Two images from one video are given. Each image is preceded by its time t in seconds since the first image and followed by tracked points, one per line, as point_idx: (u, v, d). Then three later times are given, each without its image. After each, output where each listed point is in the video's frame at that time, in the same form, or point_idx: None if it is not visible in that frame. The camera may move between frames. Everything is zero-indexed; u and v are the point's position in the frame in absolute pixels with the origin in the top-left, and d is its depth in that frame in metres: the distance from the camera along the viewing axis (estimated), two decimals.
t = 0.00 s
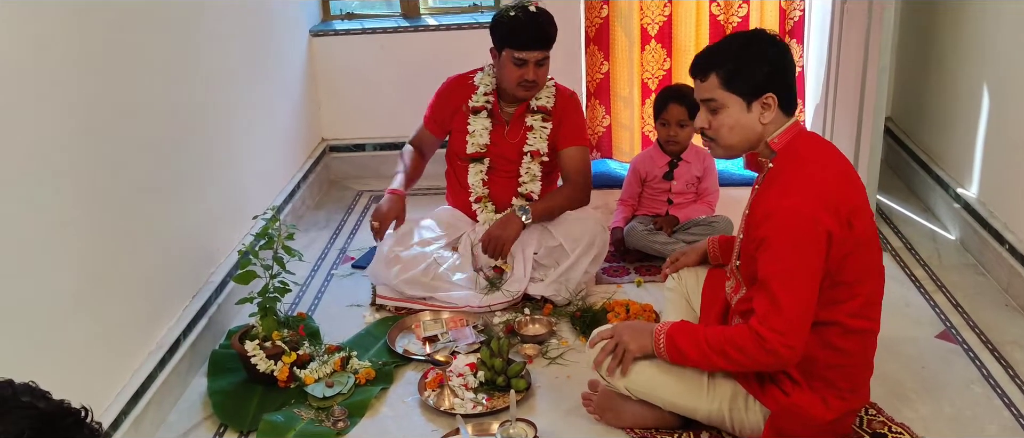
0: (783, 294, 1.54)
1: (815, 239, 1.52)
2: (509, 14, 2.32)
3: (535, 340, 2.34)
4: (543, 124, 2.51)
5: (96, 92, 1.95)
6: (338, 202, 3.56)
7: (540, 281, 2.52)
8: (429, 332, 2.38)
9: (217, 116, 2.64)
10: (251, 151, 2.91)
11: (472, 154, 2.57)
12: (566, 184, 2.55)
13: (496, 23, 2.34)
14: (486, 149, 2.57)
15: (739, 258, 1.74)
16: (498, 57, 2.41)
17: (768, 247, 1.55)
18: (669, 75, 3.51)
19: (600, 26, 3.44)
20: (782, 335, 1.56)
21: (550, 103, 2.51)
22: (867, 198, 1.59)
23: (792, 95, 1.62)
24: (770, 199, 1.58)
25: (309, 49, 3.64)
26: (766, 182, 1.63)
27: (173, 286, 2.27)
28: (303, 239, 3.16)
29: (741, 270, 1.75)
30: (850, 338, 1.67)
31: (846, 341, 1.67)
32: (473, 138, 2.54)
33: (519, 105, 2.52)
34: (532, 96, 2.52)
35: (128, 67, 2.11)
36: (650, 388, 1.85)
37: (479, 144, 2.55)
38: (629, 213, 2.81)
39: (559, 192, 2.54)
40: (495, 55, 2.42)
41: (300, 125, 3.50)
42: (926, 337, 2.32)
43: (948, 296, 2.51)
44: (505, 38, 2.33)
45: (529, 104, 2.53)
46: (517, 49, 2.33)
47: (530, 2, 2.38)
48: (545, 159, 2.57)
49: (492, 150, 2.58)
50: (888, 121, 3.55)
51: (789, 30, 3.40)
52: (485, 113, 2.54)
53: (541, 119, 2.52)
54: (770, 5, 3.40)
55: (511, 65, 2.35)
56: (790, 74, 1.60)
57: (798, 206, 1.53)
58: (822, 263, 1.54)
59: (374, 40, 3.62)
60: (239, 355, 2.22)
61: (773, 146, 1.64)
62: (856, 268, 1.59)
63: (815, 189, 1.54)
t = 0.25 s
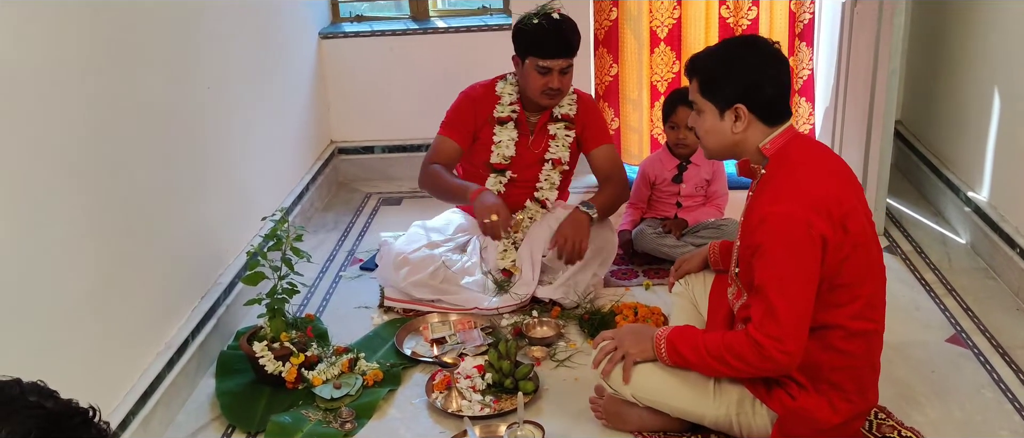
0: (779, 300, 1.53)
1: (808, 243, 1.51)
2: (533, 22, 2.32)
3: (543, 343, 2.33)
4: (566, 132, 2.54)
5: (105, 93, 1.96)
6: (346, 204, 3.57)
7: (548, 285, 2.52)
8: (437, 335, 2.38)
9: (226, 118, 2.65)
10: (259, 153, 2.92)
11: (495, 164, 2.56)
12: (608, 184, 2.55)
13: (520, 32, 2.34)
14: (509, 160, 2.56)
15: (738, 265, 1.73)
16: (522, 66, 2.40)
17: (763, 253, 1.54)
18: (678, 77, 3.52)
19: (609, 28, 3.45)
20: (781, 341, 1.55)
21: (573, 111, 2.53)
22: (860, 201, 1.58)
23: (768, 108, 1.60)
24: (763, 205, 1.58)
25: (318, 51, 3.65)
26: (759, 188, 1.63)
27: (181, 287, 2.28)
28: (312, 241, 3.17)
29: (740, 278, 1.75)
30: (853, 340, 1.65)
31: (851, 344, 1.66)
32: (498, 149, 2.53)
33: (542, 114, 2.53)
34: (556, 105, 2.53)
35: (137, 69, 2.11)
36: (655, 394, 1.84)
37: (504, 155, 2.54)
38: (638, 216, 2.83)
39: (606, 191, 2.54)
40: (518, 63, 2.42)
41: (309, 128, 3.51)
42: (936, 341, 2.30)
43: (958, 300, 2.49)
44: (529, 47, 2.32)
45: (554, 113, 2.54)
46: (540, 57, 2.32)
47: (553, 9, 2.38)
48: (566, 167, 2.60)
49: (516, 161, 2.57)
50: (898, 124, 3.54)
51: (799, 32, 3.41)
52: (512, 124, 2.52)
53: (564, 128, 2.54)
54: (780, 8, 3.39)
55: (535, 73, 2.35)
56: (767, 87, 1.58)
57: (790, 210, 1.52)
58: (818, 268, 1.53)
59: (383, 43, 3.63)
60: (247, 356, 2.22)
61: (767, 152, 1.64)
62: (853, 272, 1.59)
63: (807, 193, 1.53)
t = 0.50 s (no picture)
0: (774, 308, 1.53)
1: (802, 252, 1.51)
2: (568, 43, 2.28)
3: (551, 347, 2.34)
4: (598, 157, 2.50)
5: (114, 97, 1.97)
6: (355, 208, 3.58)
7: (557, 292, 2.50)
8: (445, 339, 2.38)
9: (235, 122, 2.66)
10: (267, 157, 2.93)
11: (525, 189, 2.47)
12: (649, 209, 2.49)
13: (555, 51, 2.30)
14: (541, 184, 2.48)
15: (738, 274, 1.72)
16: (555, 86, 2.36)
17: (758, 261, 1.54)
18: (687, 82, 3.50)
19: (617, 33, 3.45)
20: (779, 350, 1.55)
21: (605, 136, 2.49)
22: (859, 207, 1.57)
23: (754, 120, 1.60)
24: (757, 213, 1.58)
25: (328, 55, 3.66)
26: (756, 196, 1.63)
27: (190, 291, 2.29)
28: (320, 244, 3.17)
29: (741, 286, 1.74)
30: (857, 346, 1.65)
31: (855, 349, 1.65)
32: (531, 174, 2.44)
33: (575, 138, 2.46)
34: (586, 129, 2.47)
35: (146, 73, 2.12)
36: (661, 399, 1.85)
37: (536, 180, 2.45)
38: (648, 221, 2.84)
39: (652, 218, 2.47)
40: (551, 84, 2.38)
41: (318, 132, 3.52)
42: (945, 347, 2.29)
43: (968, 306, 2.47)
44: (564, 69, 2.28)
45: (585, 137, 2.48)
46: (575, 78, 2.28)
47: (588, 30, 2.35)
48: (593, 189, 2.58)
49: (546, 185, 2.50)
50: (908, 129, 3.54)
51: (808, 37, 3.39)
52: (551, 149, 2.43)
53: (596, 152, 2.50)
54: (789, 13, 3.38)
55: (569, 94, 2.30)
56: (756, 99, 1.58)
57: (784, 219, 1.52)
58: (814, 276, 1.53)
59: (392, 47, 3.64)
60: (255, 360, 2.23)
61: (761, 159, 1.65)
62: (852, 277, 1.58)
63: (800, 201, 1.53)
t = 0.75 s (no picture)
0: (746, 311, 1.61)
1: (782, 270, 1.56)
2: (603, 66, 2.31)
3: (557, 353, 2.34)
4: (622, 184, 2.51)
5: (121, 102, 1.97)
6: (362, 213, 3.58)
7: (562, 299, 2.53)
8: (451, 344, 2.40)
9: (243, 127, 2.67)
10: (274, 162, 2.94)
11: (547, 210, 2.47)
12: (680, 228, 2.53)
13: (590, 75, 2.32)
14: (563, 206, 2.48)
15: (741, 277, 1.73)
16: (586, 109, 2.37)
17: (746, 269, 1.60)
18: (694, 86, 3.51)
19: (625, 38, 3.49)
20: (739, 349, 1.66)
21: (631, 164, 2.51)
22: (860, 219, 1.57)
23: (763, 127, 1.60)
24: (752, 218, 1.61)
25: (335, 61, 3.67)
26: (762, 199, 1.65)
27: (196, 295, 2.29)
28: (326, 249, 3.18)
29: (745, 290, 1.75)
30: (863, 355, 1.65)
31: (858, 358, 1.65)
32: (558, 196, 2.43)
33: (604, 163, 2.47)
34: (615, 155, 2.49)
35: (154, 79, 2.13)
36: (667, 409, 1.85)
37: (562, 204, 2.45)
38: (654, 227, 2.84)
39: (681, 236, 2.52)
40: (582, 106, 2.39)
41: (325, 137, 3.53)
42: (953, 354, 2.27)
43: (976, 313, 2.46)
44: (599, 90, 2.29)
45: (612, 163, 2.50)
46: (607, 101, 2.30)
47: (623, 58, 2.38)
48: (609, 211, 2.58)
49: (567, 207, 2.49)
50: (915, 135, 3.53)
51: (815, 43, 3.38)
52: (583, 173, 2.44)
53: (621, 180, 2.51)
54: (796, 19, 3.38)
55: (600, 117, 2.32)
56: (767, 102, 1.58)
57: (772, 235, 1.56)
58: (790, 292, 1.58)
59: (399, 52, 3.65)
60: (262, 364, 2.23)
61: (773, 167, 1.65)
62: (852, 289, 1.59)
63: (793, 220, 1.55)
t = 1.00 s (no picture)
0: (755, 324, 1.65)
1: (788, 290, 1.57)
2: (627, 85, 2.32)
3: (564, 365, 2.33)
4: (633, 203, 2.54)
5: (127, 113, 1.97)
6: (368, 222, 3.58)
7: (568, 310, 2.53)
8: (457, 355, 2.39)
9: (250, 138, 2.67)
10: (281, 173, 2.94)
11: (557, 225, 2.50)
12: (697, 243, 2.51)
13: (612, 93, 2.33)
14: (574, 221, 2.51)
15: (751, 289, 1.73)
16: (604, 125, 2.39)
17: (754, 287, 1.62)
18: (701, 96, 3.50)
19: (631, 48, 3.48)
20: (749, 357, 1.70)
21: (645, 184, 2.53)
22: (872, 240, 1.56)
23: (779, 144, 1.60)
24: (761, 235, 1.62)
25: (342, 70, 3.67)
26: (774, 215, 1.64)
27: (202, 306, 2.29)
28: (333, 259, 3.17)
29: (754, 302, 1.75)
30: (875, 371, 1.63)
31: (870, 374, 1.64)
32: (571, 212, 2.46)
33: (619, 182, 2.50)
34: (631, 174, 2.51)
35: (160, 90, 2.13)
36: (674, 421, 1.84)
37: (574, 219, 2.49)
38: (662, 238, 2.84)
39: (698, 251, 2.49)
40: (601, 122, 2.41)
41: (331, 146, 3.53)
42: (963, 367, 2.26)
43: (985, 325, 2.44)
44: (619, 108, 2.30)
45: (628, 182, 2.53)
46: (624, 118, 2.30)
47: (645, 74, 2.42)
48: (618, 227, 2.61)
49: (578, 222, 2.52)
50: (924, 146, 3.51)
51: (822, 53, 3.38)
52: (603, 189, 2.47)
53: (633, 200, 2.54)
54: (803, 29, 3.38)
55: (616, 134, 2.33)
56: (782, 117, 1.57)
57: (779, 257, 1.56)
58: (798, 310, 1.59)
59: (405, 61, 3.65)
60: (268, 375, 2.22)
61: (785, 183, 1.65)
62: (864, 308, 1.58)
63: (800, 243, 1.54)
